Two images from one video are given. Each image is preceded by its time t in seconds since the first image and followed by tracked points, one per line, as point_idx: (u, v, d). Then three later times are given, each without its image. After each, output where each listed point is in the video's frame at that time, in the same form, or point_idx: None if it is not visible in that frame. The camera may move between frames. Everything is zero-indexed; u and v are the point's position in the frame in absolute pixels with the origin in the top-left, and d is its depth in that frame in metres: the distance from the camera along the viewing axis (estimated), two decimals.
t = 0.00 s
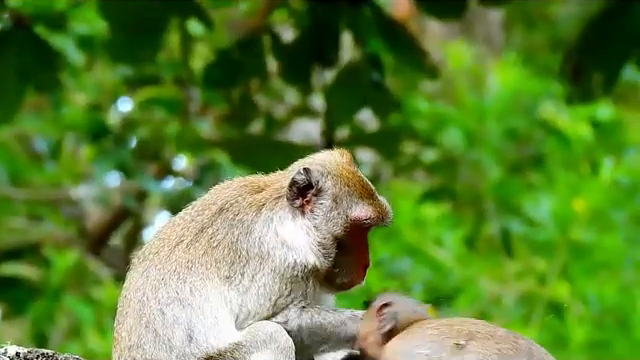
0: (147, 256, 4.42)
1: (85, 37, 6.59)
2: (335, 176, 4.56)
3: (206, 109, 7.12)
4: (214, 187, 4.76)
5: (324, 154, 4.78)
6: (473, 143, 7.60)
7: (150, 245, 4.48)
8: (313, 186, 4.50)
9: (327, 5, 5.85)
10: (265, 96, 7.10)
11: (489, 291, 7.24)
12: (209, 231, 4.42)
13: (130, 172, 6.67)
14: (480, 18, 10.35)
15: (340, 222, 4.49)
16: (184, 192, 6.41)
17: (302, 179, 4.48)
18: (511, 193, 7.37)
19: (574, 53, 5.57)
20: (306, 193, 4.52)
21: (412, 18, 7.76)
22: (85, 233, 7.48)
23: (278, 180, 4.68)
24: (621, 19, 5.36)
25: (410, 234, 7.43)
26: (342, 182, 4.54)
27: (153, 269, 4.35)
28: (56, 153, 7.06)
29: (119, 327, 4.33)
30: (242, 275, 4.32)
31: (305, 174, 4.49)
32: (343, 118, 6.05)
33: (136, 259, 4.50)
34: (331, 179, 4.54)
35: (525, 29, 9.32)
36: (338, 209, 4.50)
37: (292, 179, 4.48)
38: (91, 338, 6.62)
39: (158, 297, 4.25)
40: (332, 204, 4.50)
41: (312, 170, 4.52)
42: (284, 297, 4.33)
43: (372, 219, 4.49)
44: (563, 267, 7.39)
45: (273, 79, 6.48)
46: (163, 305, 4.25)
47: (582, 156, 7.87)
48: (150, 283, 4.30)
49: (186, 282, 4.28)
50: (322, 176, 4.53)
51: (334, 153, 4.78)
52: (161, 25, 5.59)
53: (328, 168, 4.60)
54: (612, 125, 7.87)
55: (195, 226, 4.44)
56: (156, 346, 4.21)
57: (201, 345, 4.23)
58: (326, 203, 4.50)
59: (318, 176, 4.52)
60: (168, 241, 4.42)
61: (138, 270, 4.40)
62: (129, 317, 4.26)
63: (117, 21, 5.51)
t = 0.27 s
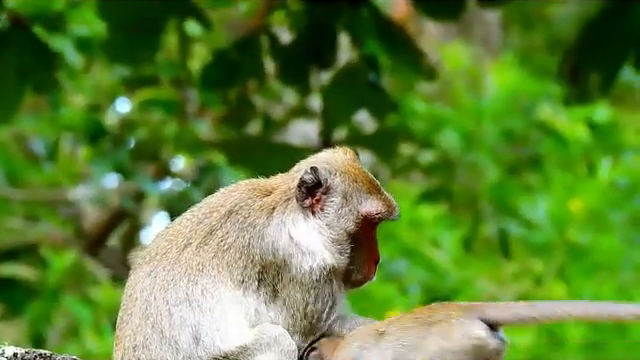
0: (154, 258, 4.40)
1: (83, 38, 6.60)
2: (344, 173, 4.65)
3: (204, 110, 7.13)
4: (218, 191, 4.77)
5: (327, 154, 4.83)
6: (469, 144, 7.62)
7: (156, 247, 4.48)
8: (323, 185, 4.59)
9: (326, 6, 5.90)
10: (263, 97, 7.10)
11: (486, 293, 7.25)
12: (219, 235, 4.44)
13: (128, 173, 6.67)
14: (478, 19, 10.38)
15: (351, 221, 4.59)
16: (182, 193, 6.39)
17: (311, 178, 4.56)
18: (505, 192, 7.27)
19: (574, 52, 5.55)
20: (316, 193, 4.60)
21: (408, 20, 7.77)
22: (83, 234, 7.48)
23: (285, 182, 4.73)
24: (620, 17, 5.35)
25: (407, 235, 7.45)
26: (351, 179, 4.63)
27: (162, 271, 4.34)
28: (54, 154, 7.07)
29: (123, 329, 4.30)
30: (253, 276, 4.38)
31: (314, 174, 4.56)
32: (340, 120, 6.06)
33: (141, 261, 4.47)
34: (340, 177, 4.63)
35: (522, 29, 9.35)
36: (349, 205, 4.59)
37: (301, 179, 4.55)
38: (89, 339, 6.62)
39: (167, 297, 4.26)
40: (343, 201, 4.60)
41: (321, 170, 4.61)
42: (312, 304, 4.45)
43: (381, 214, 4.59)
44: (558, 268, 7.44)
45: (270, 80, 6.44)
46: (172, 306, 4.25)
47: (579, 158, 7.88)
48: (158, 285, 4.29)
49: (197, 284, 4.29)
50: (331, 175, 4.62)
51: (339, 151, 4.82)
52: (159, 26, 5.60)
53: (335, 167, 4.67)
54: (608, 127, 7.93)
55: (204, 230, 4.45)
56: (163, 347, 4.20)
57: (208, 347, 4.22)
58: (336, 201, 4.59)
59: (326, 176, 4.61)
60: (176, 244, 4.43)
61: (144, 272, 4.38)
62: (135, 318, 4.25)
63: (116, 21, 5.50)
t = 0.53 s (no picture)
0: (153, 257, 4.36)
1: (82, 38, 6.60)
2: (343, 169, 4.66)
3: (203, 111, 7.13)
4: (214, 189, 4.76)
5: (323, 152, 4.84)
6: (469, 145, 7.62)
7: (155, 245, 4.44)
8: (322, 182, 4.60)
9: (325, 7, 5.89)
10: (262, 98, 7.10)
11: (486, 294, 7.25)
12: (217, 233, 4.41)
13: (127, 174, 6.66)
14: (476, 19, 10.40)
15: (349, 218, 4.60)
16: (181, 193, 6.40)
17: (310, 175, 4.57)
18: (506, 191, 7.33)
19: (573, 54, 5.54)
20: (315, 189, 4.61)
21: (408, 20, 7.77)
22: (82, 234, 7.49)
23: (283, 179, 4.73)
24: (620, 19, 5.36)
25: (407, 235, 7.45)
26: (349, 175, 4.64)
27: (160, 270, 4.30)
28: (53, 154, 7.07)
29: (122, 329, 4.24)
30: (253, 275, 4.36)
31: (313, 171, 4.57)
32: (339, 121, 6.06)
33: (140, 260, 4.42)
34: (339, 172, 4.64)
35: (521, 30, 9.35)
36: (349, 201, 4.60)
37: (301, 175, 4.56)
38: (89, 340, 6.62)
39: (167, 297, 4.22)
40: (343, 197, 4.60)
41: (320, 166, 4.62)
42: (306, 299, 4.41)
43: (382, 209, 4.58)
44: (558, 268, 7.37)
45: (269, 81, 6.42)
46: (173, 306, 4.21)
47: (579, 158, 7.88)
48: (158, 284, 4.25)
49: (197, 284, 4.26)
50: (330, 170, 4.63)
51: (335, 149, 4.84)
52: (158, 27, 5.59)
53: (333, 164, 4.67)
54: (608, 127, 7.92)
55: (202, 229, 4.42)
56: (163, 346, 4.16)
57: (208, 347, 4.19)
58: (336, 197, 4.60)
59: (324, 172, 4.61)
60: (174, 242, 4.39)
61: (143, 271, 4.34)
62: (136, 318, 4.19)
63: (114, 22, 5.50)
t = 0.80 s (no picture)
0: (150, 258, 4.25)
1: (81, 39, 6.59)
2: (339, 165, 4.57)
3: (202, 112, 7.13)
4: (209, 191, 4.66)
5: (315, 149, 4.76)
6: (469, 145, 7.63)
7: (152, 246, 4.33)
8: (319, 178, 4.50)
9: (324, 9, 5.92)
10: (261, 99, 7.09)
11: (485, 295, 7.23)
12: (214, 232, 4.30)
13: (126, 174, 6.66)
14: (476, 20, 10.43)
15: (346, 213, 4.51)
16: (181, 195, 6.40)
17: (307, 171, 4.47)
18: (506, 195, 7.55)
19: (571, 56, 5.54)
20: (312, 186, 4.51)
21: (408, 20, 7.77)
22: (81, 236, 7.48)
23: (278, 176, 4.63)
24: (621, 20, 5.37)
25: (406, 236, 7.45)
26: (346, 170, 4.55)
27: (158, 270, 4.18)
28: (52, 155, 7.07)
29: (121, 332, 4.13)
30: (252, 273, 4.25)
31: (309, 166, 4.48)
32: (338, 122, 6.06)
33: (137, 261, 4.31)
34: (335, 168, 4.55)
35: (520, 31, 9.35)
36: (346, 196, 4.51)
37: (297, 171, 4.47)
38: (88, 341, 6.61)
39: (167, 297, 4.09)
40: (340, 192, 4.51)
41: (316, 162, 4.52)
42: (303, 295, 4.30)
43: (379, 205, 4.50)
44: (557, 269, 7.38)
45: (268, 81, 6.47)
46: (173, 306, 4.08)
47: (578, 159, 7.89)
48: (157, 285, 4.12)
49: (195, 283, 4.13)
50: (326, 166, 4.53)
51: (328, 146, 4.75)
52: (157, 29, 5.59)
53: (328, 159, 4.58)
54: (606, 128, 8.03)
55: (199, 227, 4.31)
56: (163, 348, 4.03)
57: (208, 348, 4.06)
58: (334, 192, 4.50)
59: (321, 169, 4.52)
60: (171, 242, 4.27)
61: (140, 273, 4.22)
62: (135, 319, 4.08)
63: (113, 23, 5.50)
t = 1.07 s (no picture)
0: (149, 254, 4.32)
1: (80, 39, 6.59)
2: (335, 161, 4.64)
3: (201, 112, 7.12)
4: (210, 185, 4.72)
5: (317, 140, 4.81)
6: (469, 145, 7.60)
7: (151, 242, 4.40)
8: (315, 173, 4.58)
9: (323, 8, 5.90)
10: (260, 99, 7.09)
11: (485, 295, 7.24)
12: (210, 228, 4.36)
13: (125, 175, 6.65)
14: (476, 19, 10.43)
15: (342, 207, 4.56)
16: (179, 195, 6.40)
17: (302, 166, 4.55)
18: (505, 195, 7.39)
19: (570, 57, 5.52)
20: (308, 181, 4.59)
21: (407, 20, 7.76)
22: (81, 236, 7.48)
23: (275, 173, 4.70)
24: (618, 20, 5.34)
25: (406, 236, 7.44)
26: (341, 166, 4.63)
27: (155, 265, 4.25)
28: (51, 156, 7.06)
29: (121, 327, 4.21)
30: (248, 270, 4.29)
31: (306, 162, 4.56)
32: (337, 122, 6.05)
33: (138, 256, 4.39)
34: (331, 164, 4.62)
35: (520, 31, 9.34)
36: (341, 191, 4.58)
37: (293, 168, 4.55)
38: (87, 342, 6.61)
39: (163, 292, 4.15)
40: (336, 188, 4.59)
41: (312, 158, 4.60)
42: (297, 292, 4.34)
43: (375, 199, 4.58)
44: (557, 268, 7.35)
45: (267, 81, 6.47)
46: (169, 301, 4.14)
47: (578, 159, 7.88)
48: (154, 280, 4.19)
49: (191, 278, 4.19)
50: (322, 162, 4.60)
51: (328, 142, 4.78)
52: (156, 29, 5.58)
53: (322, 157, 4.63)
54: (607, 128, 7.96)
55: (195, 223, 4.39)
56: (160, 343, 4.10)
57: (205, 344, 4.11)
58: (330, 188, 4.58)
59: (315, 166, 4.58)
60: (168, 237, 4.35)
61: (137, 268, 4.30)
62: (134, 315, 4.16)
63: (111, 24, 5.49)
